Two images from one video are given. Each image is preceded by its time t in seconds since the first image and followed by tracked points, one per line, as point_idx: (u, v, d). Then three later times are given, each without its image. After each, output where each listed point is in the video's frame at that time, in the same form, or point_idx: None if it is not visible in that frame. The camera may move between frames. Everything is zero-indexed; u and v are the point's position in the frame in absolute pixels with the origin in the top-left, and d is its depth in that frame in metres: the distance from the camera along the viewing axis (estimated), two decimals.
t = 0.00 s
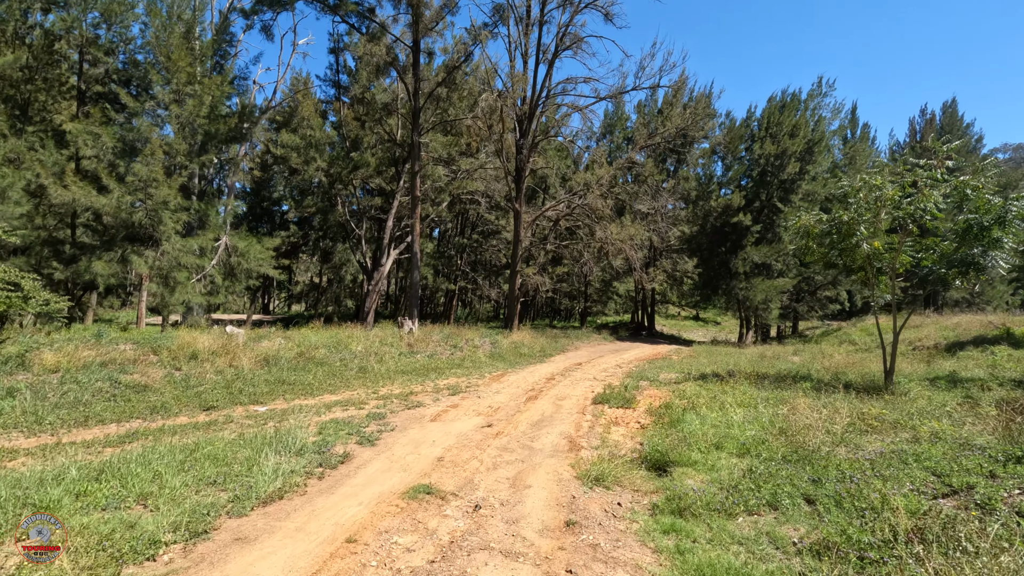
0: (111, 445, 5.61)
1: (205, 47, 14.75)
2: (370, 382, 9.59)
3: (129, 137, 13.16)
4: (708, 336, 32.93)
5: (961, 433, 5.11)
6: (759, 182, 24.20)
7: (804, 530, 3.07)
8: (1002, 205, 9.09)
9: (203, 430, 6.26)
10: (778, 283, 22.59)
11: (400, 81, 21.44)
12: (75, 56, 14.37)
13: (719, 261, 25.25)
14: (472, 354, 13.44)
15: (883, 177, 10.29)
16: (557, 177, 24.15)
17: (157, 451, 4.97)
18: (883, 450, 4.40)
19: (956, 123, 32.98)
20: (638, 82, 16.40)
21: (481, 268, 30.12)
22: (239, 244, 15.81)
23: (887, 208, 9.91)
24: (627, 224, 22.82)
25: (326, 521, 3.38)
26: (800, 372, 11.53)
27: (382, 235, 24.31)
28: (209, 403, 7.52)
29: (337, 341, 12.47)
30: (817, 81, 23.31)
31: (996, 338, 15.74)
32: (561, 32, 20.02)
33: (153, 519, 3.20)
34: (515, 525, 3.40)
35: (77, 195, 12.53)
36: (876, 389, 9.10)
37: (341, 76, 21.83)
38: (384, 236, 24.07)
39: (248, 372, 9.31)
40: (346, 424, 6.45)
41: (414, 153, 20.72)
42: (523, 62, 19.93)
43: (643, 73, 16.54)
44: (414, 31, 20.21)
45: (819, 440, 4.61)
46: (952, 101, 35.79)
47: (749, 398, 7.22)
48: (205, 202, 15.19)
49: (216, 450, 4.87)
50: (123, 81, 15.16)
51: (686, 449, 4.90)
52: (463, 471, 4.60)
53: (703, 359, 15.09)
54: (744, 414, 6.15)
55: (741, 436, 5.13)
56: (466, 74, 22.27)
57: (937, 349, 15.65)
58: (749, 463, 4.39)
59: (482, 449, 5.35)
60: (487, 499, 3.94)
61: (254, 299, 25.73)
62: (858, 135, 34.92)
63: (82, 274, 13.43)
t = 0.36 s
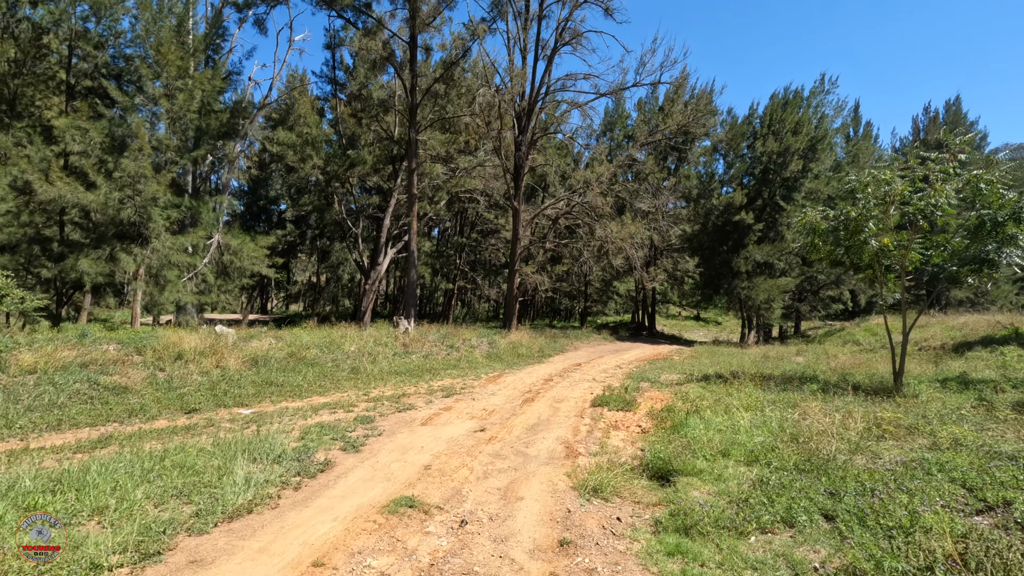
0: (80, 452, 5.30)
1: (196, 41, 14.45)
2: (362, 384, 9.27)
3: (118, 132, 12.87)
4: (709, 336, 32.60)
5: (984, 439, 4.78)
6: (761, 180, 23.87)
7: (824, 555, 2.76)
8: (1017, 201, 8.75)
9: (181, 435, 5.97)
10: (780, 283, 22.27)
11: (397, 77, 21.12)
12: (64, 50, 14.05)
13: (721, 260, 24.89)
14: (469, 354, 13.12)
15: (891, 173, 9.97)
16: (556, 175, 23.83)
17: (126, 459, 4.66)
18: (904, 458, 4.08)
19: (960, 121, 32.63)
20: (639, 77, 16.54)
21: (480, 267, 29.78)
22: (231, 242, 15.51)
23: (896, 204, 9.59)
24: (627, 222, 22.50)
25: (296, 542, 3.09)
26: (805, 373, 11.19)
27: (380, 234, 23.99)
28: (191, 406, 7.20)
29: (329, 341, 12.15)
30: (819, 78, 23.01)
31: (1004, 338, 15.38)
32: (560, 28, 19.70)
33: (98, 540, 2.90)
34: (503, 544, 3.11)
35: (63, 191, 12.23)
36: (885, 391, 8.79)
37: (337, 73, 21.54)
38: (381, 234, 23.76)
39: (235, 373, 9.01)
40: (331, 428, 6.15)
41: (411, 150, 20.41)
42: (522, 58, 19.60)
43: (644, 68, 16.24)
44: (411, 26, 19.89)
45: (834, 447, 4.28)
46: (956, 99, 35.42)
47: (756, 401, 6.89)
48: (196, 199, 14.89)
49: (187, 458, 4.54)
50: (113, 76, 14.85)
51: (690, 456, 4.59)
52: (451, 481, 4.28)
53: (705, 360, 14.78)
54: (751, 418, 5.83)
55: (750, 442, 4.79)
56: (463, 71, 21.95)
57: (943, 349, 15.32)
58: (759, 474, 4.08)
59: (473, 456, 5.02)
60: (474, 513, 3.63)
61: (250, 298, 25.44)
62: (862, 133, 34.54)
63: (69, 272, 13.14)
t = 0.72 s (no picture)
0: (48, 462, 4.97)
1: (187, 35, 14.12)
2: (354, 387, 8.95)
3: (106, 128, 12.55)
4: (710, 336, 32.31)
5: (1015, 450, 4.46)
6: (763, 178, 23.54)
7: None
8: None
9: (159, 444, 5.66)
10: (783, 282, 21.96)
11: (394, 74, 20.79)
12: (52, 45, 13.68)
13: (723, 259, 24.49)
14: (467, 355, 12.81)
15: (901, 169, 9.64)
16: (556, 173, 23.50)
17: (93, 471, 4.34)
18: (932, 473, 3.77)
19: (963, 119, 32.32)
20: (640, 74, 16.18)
21: (479, 266, 29.44)
22: (224, 240, 15.19)
23: (906, 201, 9.28)
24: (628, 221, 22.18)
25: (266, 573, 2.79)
26: (812, 375, 10.89)
27: (377, 233, 23.65)
28: (173, 412, 6.88)
29: (323, 343, 11.82)
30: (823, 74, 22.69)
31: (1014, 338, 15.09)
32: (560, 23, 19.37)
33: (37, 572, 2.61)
34: None
35: (49, 189, 11.91)
36: (896, 394, 8.49)
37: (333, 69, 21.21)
38: (378, 234, 23.44)
39: (224, 376, 8.69)
40: (318, 435, 5.83)
41: (408, 148, 20.09)
42: (521, 54, 19.26)
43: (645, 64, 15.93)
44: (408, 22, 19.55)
45: (856, 460, 3.96)
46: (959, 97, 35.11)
47: (765, 407, 6.55)
48: (187, 197, 14.56)
49: (159, 471, 4.23)
50: (103, 71, 14.52)
51: (700, 469, 4.28)
52: (442, 497, 3.96)
53: (708, 362, 14.45)
54: (762, 426, 5.51)
55: (764, 453, 4.48)
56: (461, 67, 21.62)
57: (951, 350, 15.01)
58: (775, 490, 3.77)
59: (467, 468, 4.69)
60: (466, 535, 3.32)
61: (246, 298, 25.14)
62: (864, 131, 34.23)
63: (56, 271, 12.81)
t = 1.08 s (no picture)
0: (20, 471, 4.69)
1: (181, 30, 13.86)
2: (350, 390, 8.63)
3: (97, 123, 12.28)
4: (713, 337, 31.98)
5: None
6: (768, 176, 23.19)
7: None
8: None
9: (139, 452, 5.35)
10: (788, 282, 21.62)
11: (393, 71, 20.50)
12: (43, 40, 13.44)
13: (727, 258, 24.01)
14: (466, 357, 12.49)
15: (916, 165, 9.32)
16: (557, 172, 23.18)
17: (62, 482, 4.05)
18: (972, 488, 3.45)
19: (970, 117, 31.91)
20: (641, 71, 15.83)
21: (479, 266, 29.11)
22: (219, 239, 14.89)
23: (921, 198, 8.95)
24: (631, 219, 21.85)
25: None
26: (822, 377, 10.55)
27: (376, 232, 23.34)
28: (158, 416, 6.57)
29: (318, 344, 11.50)
30: (828, 71, 22.31)
31: None
32: (561, 19, 19.05)
33: None
34: None
35: (38, 186, 11.62)
36: (913, 397, 8.17)
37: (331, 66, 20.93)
38: (376, 233, 23.14)
39: (214, 379, 8.37)
40: (308, 442, 5.53)
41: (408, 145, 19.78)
42: (522, 50, 18.91)
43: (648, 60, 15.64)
44: (407, 17, 19.24)
45: (886, 473, 3.65)
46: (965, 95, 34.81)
47: (778, 412, 6.21)
48: (181, 195, 14.28)
49: (133, 483, 3.94)
50: (96, 67, 14.21)
51: (716, 481, 3.97)
52: (436, 514, 3.65)
53: (713, 363, 14.11)
54: (779, 432, 5.22)
55: (783, 463, 4.16)
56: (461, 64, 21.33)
57: (962, 351, 14.66)
58: (799, 507, 3.47)
59: (464, 479, 4.38)
60: (461, 558, 3.03)
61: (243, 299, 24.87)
62: (869, 129, 33.84)
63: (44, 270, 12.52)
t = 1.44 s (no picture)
0: None
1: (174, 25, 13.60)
2: (344, 393, 8.32)
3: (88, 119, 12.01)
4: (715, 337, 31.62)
5: None
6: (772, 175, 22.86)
7: None
8: None
9: (118, 461, 5.05)
10: (793, 282, 21.27)
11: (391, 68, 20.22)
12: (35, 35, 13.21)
13: (730, 258, 23.73)
14: (465, 358, 12.18)
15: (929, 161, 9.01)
16: (558, 170, 22.87)
17: (27, 496, 3.75)
18: (1017, 505, 3.14)
19: (975, 115, 31.60)
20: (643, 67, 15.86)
21: (479, 266, 28.82)
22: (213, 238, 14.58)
23: (936, 194, 8.64)
24: (633, 218, 21.52)
25: None
26: (832, 380, 10.22)
27: (375, 232, 23.04)
28: (142, 422, 6.27)
29: (313, 345, 11.20)
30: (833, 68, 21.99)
31: None
32: (562, 15, 18.76)
33: None
34: None
35: (26, 183, 11.34)
36: (930, 401, 7.84)
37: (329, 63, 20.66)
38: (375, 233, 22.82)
39: (203, 382, 8.06)
40: (297, 450, 5.23)
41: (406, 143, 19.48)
42: (522, 46, 18.61)
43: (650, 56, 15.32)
44: (406, 13, 18.96)
45: (919, 488, 3.36)
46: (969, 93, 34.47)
47: (792, 418, 5.89)
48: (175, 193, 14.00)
49: (105, 496, 3.67)
50: (88, 62, 13.94)
51: (733, 495, 3.67)
52: (429, 534, 3.35)
53: (717, 365, 13.80)
54: (796, 440, 4.91)
55: (804, 475, 3.86)
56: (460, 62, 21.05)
57: (973, 352, 14.32)
58: (826, 526, 3.18)
59: (460, 492, 4.08)
60: None
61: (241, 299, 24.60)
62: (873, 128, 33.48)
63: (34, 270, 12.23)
